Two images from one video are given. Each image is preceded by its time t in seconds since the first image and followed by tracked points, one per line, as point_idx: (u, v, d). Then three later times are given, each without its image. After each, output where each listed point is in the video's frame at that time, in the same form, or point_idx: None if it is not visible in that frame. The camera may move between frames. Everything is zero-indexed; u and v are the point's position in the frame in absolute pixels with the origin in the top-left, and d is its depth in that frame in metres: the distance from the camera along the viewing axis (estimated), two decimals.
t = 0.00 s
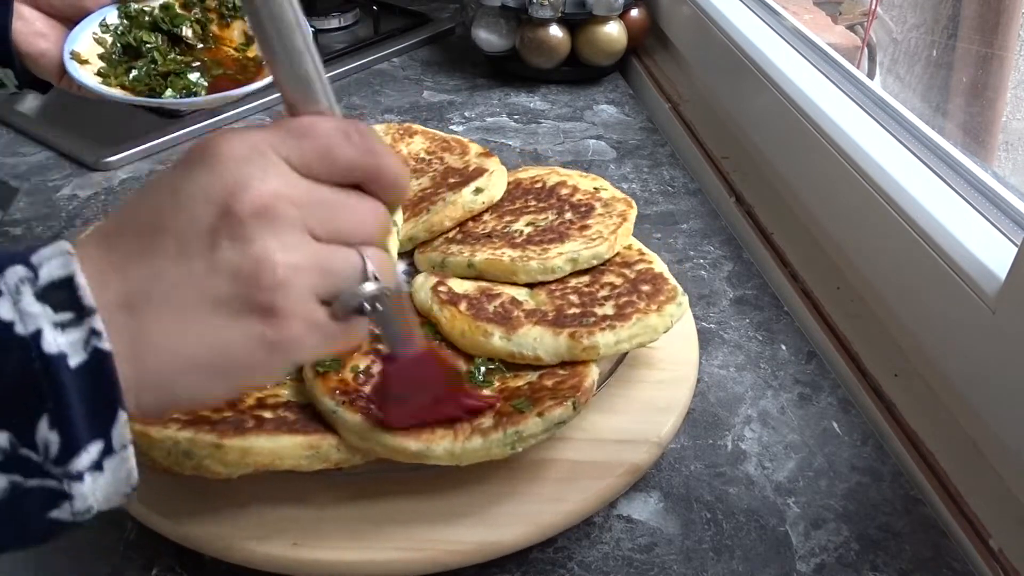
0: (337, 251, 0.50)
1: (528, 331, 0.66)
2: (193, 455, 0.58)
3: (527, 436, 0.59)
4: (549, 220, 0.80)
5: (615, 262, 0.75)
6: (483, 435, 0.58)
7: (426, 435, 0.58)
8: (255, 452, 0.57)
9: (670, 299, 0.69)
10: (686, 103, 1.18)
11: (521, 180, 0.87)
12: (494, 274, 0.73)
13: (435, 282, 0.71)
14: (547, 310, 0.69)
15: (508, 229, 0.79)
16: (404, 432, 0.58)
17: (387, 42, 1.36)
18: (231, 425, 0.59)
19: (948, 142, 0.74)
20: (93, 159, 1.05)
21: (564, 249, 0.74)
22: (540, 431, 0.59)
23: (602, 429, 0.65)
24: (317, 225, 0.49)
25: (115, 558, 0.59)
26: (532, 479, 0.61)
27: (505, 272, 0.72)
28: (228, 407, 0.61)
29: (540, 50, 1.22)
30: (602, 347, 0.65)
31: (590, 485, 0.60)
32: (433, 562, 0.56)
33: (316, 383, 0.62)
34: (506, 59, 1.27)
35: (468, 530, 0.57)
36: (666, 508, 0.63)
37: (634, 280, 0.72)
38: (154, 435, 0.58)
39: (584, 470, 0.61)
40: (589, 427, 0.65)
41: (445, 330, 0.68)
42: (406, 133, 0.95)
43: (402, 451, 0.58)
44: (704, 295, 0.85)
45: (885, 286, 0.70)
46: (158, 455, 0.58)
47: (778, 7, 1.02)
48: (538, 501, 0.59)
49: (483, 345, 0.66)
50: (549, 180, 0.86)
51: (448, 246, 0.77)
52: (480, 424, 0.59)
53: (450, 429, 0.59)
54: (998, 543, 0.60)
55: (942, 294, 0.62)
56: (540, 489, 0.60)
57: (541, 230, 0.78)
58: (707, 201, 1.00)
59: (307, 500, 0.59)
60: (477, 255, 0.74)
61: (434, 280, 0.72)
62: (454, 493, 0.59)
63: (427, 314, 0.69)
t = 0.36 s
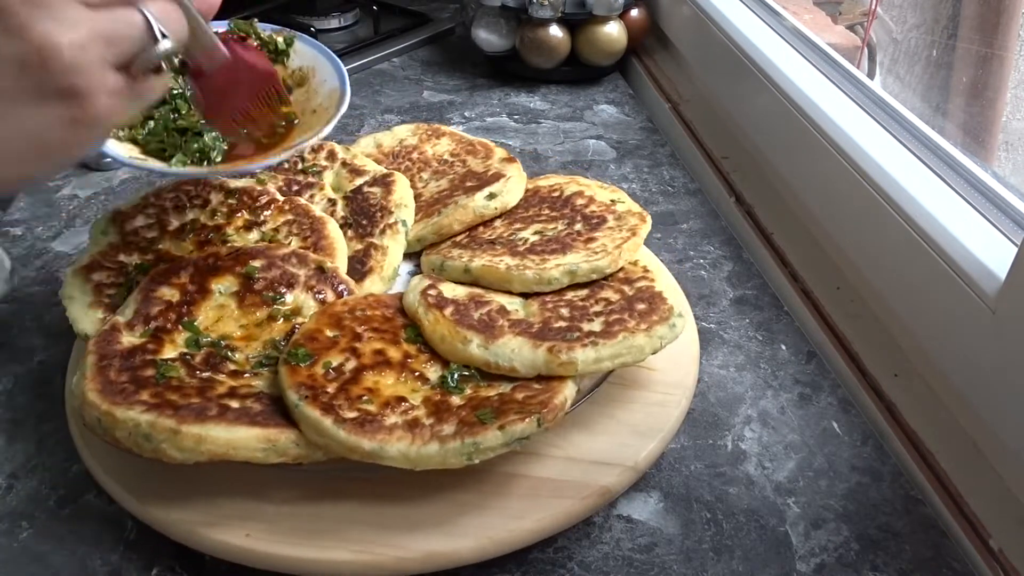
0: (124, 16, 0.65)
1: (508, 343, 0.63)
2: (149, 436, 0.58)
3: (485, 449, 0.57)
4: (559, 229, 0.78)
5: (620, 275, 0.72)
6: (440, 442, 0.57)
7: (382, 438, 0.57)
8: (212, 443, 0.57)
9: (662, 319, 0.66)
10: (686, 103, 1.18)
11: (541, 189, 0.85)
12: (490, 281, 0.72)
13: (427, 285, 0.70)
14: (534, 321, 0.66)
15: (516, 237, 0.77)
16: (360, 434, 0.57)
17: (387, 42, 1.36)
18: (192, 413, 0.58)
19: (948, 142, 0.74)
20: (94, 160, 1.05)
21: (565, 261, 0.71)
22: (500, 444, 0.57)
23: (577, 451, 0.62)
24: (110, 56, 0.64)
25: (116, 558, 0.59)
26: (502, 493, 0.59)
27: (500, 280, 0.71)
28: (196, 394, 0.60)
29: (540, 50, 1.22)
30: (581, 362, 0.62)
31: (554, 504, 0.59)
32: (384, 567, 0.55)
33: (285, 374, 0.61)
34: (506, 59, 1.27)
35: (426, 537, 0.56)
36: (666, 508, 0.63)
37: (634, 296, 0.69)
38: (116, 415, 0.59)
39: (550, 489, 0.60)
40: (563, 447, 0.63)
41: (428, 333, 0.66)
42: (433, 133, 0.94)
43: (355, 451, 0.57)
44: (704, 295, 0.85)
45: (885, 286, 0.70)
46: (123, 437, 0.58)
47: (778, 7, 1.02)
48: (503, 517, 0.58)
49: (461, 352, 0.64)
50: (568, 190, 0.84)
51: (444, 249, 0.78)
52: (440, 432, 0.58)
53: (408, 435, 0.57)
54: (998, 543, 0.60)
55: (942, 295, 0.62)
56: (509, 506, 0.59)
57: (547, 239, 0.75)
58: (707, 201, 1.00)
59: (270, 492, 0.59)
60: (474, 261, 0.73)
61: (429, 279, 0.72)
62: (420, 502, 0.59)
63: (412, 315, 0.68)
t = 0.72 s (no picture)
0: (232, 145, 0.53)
1: (491, 351, 0.63)
2: (121, 419, 0.58)
3: (443, 457, 0.56)
4: (565, 239, 0.76)
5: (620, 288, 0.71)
6: (400, 446, 0.56)
7: (342, 437, 0.57)
8: (177, 428, 0.57)
9: (650, 340, 0.64)
10: (685, 103, 1.18)
11: (557, 199, 0.84)
12: (485, 288, 0.71)
13: (418, 287, 0.70)
14: (519, 332, 0.66)
15: (521, 245, 0.76)
16: (320, 432, 0.56)
17: (387, 42, 1.36)
18: (162, 399, 0.59)
19: (948, 142, 0.74)
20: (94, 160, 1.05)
21: (562, 272, 0.70)
22: (460, 454, 0.56)
23: (548, 468, 0.61)
24: (205, 171, 0.53)
25: (116, 559, 0.59)
26: (465, 507, 0.58)
27: (495, 288, 0.70)
28: (173, 380, 0.61)
29: (540, 49, 1.22)
30: (559, 376, 0.61)
31: (514, 519, 0.57)
32: (334, 567, 0.55)
33: (261, 367, 0.61)
34: (506, 59, 1.27)
35: (379, 542, 0.56)
36: (666, 508, 0.63)
37: (628, 312, 0.67)
38: (93, 396, 0.59)
39: (512, 504, 0.58)
40: (537, 463, 0.62)
41: (410, 336, 0.66)
42: (459, 135, 0.94)
43: (314, 450, 0.56)
44: (704, 295, 0.85)
45: (885, 285, 0.70)
46: (96, 416, 0.59)
47: (778, 7, 1.02)
48: (462, 528, 0.57)
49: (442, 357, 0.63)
50: (583, 200, 0.82)
51: (445, 252, 0.78)
52: (403, 436, 0.57)
53: (371, 436, 0.57)
54: (998, 543, 0.60)
55: (943, 295, 0.62)
56: (470, 517, 0.58)
57: (550, 249, 0.74)
58: (707, 201, 1.00)
59: (238, 487, 0.59)
60: (471, 266, 0.73)
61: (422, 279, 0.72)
62: (382, 508, 0.58)
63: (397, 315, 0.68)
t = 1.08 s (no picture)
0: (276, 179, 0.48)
1: (472, 359, 0.62)
2: (101, 404, 0.59)
3: (409, 462, 0.56)
4: (569, 247, 0.75)
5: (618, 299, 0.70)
6: (366, 448, 0.56)
7: (310, 436, 0.57)
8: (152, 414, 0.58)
9: (638, 355, 0.63)
10: (685, 103, 1.18)
11: (567, 205, 0.83)
12: (481, 293, 0.71)
13: (410, 289, 0.70)
14: (505, 339, 0.65)
15: (522, 250, 0.75)
16: (288, 429, 0.57)
17: (387, 43, 1.36)
18: (141, 386, 0.60)
19: (948, 142, 0.74)
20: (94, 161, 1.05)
21: (559, 281, 0.69)
22: (426, 460, 0.56)
23: (527, 477, 0.60)
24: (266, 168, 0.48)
25: (116, 559, 0.59)
26: (437, 513, 0.58)
27: (489, 293, 0.70)
28: (157, 368, 0.62)
29: (540, 49, 1.22)
30: (535, 387, 0.60)
31: (482, 528, 0.57)
32: (297, 564, 0.55)
33: (242, 362, 0.62)
34: (506, 59, 1.27)
35: (344, 542, 0.55)
36: (666, 508, 0.63)
37: (618, 327, 0.66)
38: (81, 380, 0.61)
39: (481, 513, 0.58)
40: (539, 463, 0.61)
41: (395, 337, 0.66)
42: (479, 138, 0.94)
43: (282, 446, 0.57)
44: (704, 295, 0.85)
45: (885, 286, 0.70)
46: (79, 402, 0.60)
47: (778, 7, 1.02)
48: (430, 534, 0.56)
49: (424, 361, 0.63)
50: (595, 208, 0.81)
51: (445, 254, 0.78)
52: (371, 438, 0.57)
53: (340, 435, 0.57)
54: (998, 543, 0.60)
55: (943, 294, 0.62)
56: (440, 524, 0.57)
57: (550, 256, 0.73)
58: (707, 201, 1.00)
59: (223, 481, 0.60)
60: (468, 270, 0.72)
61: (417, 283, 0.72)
62: (356, 511, 0.58)
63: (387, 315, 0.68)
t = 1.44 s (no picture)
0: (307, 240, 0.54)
1: (456, 362, 0.62)
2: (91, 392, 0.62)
3: (381, 464, 0.56)
4: (571, 254, 0.75)
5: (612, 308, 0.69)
6: (341, 448, 0.57)
7: (286, 433, 0.57)
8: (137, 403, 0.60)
9: (626, 367, 0.62)
10: (685, 103, 1.18)
11: (574, 212, 0.82)
12: (475, 298, 0.71)
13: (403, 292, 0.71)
14: (493, 344, 0.65)
15: (523, 256, 0.75)
16: (265, 423, 0.57)
17: (387, 43, 1.36)
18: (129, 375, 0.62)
19: (948, 142, 0.74)
20: (93, 160, 1.05)
21: (554, 288, 0.68)
22: (399, 463, 0.56)
23: (509, 486, 0.59)
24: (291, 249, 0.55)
25: (116, 559, 0.59)
26: (414, 518, 0.57)
27: (483, 297, 0.70)
28: (148, 359, 0.65)
29: (540, 50, 1.22)
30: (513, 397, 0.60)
31: (456, 534, 0.56)
32: (265, 559, 0.55)
33: (230, 355, 0.64)
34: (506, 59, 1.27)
35: (316, 542, 0.55)
36: (666, 508, 0.63)
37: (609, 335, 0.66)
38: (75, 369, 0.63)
39: (456, 518, 0.57)
40: (537, 462, 0.61)
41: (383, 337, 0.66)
42: (494, 140, 0.93)
43: (257, 441, 0.58)
44: (704, 295, 0.85)
45: (885, 286, 0.70)
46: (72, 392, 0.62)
47: (778, 7, 1.02)
48: (403, 538, 0.56)
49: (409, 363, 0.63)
50: (604, 215, 0.80)
51: (448, 257, 0.78)
52: (348, 438, 0.57)
53: (316, 433, 0.57)
54: (998, 543, 0.60)
55: (942, 294, 0.62)
56: (414, 528, 0.56)
57: (550, 262, 0.73)
58: (707, 201, 1.00)
59: (210, 476, 0.60)
60: (464, 273, 0.72)
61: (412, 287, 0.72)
62: (333, 511, 0.58)
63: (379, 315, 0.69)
